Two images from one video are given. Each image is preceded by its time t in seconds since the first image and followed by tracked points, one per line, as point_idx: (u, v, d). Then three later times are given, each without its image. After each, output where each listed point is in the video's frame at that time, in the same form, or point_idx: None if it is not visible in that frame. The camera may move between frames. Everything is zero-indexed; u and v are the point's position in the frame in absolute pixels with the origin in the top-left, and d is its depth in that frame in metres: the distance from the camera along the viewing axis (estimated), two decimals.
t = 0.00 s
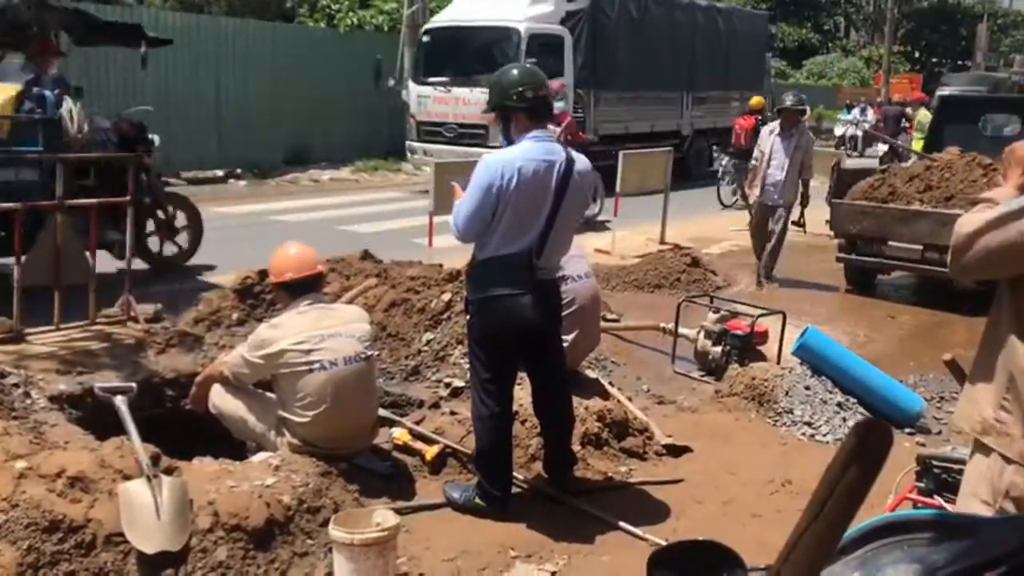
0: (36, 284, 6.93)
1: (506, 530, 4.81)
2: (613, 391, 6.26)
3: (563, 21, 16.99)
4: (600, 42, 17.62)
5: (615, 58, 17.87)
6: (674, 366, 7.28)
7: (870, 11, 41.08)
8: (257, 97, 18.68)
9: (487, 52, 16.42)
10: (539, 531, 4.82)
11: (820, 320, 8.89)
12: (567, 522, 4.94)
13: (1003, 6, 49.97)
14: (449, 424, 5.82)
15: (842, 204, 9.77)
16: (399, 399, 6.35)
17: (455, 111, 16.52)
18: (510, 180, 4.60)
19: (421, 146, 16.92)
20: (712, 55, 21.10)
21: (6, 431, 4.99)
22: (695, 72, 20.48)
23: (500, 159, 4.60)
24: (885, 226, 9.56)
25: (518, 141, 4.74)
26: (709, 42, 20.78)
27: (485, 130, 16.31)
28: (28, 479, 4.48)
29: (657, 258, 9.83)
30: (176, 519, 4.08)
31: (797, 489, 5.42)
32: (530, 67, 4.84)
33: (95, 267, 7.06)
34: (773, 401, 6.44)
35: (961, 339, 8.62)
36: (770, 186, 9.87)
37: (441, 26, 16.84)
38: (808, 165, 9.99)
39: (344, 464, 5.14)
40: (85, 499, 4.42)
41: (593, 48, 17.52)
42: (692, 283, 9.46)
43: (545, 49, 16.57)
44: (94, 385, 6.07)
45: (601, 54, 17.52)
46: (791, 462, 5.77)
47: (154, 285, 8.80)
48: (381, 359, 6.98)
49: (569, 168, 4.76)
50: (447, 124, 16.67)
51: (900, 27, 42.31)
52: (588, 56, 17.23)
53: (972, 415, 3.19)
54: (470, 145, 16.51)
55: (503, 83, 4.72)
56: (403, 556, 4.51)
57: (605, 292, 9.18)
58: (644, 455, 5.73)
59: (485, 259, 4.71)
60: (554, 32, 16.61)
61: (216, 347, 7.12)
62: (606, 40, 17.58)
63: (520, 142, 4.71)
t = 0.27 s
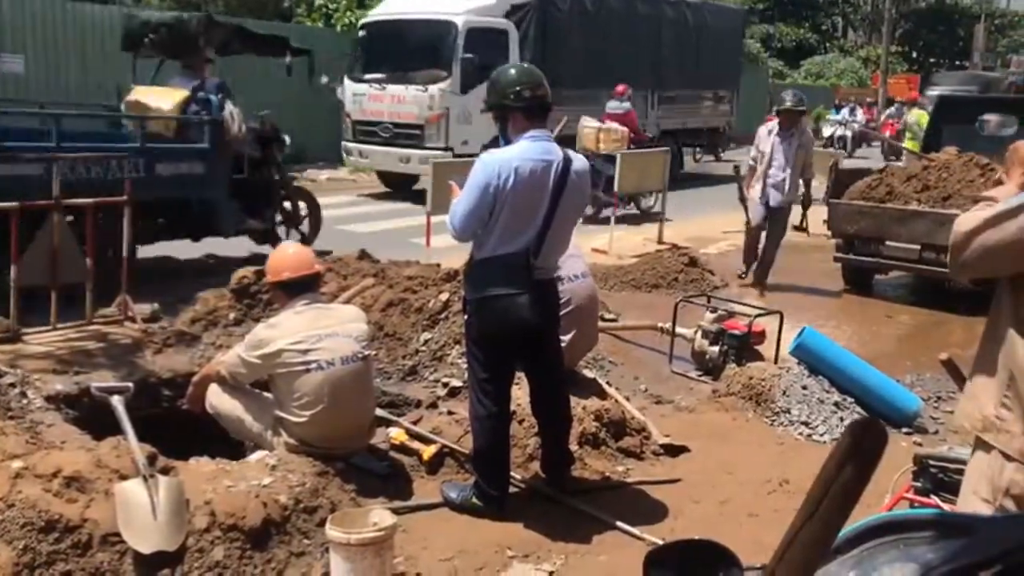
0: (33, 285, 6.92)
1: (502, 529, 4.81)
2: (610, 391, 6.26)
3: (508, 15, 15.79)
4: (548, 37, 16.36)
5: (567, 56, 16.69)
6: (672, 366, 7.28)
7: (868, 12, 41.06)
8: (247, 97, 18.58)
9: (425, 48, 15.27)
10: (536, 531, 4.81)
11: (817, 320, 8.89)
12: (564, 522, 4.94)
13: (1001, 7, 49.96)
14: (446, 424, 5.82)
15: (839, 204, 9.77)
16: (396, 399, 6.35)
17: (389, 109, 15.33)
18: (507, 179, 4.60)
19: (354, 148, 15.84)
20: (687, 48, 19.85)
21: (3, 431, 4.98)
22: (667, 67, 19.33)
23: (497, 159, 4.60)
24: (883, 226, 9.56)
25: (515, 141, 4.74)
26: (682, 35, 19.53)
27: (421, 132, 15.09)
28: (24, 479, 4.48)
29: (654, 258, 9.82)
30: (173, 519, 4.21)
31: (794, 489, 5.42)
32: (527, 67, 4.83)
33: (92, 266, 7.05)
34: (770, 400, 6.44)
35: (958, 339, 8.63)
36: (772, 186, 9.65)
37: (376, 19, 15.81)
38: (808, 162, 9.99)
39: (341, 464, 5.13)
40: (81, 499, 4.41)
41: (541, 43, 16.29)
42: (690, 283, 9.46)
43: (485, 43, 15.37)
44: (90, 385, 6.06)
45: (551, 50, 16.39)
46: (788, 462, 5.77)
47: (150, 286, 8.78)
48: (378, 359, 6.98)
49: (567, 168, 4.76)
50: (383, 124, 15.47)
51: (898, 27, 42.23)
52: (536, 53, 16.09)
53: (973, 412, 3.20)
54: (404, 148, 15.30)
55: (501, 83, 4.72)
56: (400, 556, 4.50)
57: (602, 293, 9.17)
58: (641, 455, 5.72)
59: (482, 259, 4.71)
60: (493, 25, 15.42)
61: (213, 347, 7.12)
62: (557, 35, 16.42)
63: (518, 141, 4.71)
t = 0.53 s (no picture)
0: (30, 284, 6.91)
1: (500, 529, 4.81)
2: (609, 391, 6.25)
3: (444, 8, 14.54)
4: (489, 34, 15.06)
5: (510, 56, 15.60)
6: (670, 365, 7.29)
7: (866, 11, 41.11)
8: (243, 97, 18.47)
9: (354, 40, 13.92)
10: (535, 530, 4.82)
11: (815, 319, 8.89)
12: (563, 522, 4.93)
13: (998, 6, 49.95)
14: (444, 423, 5.81)
15: (837, 204, 9.78)
16: (394, 399, 6.36)
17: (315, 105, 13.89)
18: (505, 179, 4.60)
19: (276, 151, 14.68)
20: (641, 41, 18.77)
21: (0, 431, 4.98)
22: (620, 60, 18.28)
23: (496, 158, 4.60)
24: (880, 225, 9.57)
25: (514, 140, 4.74)
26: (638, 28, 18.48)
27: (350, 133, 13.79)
28: (22, 479, 4.48)
29: (652, 258, 9.83)
30: (171, 519, 4.24)
31: (792, 488, 5.42)
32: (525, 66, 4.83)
33: (90, 266, 7.04)
34: (768, 400, 6.44)
35: (955, 338, 8.64)
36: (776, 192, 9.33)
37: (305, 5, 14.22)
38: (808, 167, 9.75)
39: (339, 464, 5.13)
40: (79, 499, 4.41)
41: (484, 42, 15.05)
42: (688, 283, 9.46)
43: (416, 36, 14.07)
44: (88, 385, 6.06)
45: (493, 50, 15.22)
46: (786, 462, 5.78)
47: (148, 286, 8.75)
48: (377, 358, 6.98)
49: (565, 167, 4.76)
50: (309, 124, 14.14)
51: (895, 27, 42.24)
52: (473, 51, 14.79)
53: (973, 411, 3.21)
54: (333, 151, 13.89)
55: (499, 83, 4.72)
56: (399, 555, 4.51)
57: (600, 292, 9.18)
58: (639, 455, 5.73)
59: (480, 259, 4.71)
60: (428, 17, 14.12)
61: (211, 347, 7.12)
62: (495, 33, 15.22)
63: (516, 141, 4.71)
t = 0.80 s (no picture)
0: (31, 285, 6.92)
1: (501, 529, 4.81)
2: (609, 390, 6.26)
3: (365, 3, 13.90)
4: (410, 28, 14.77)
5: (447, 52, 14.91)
6: (670, 364, 7.29)
7: (865, 10, 41.09)
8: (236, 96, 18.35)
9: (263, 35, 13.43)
10: (536, 530, 4.82)
11: (814, 318, 8.90)
12: (564, 521, 4.94)
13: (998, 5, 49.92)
14: (445, 423, 5.82)
15: (837, 202, 9.78)
16: (394, 398, 6.37)
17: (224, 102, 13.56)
18: (505, 179, 4.60)
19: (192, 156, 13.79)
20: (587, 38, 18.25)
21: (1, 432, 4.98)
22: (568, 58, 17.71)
23: (495, 158, 4.60)
24: (880, 224, 9.58)
25: (514, 140, 4.74)
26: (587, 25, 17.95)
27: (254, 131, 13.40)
28: (22, 480, 4.48)
29: (652, 256, 9.83)
30: (172, 519, 4.25)
31: (792, 488, 5.42)
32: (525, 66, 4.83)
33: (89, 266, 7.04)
34: (768, 399, 6.44)
35: (955, 337, 8.65)
36: (783, 194, 9.22)
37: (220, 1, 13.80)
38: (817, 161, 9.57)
39: (340, 464, 5.13)
40: (80, 499, 4.41)
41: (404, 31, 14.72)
42: (688, 281, 9.47)
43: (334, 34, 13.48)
44: (88, 385, 6.06)
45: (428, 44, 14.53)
46: (787, 461, 5.78)
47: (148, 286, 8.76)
48: (377, 358, 6.98)
49: (564, 167, 4.76)
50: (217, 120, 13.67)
51: (894, 25, 42.23)
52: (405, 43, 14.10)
53: (973, 410, 3.21)
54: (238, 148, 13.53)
55: (498, 83, 4.72)
56: (400, 555, 4.51)
57: (600, 292, 9.18)
58: (639, 454, 5.73)
59: (481, 259, 4.72)
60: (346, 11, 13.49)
61: (211, 346, 7.13)
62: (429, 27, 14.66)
63: (515, 141, 4.71)
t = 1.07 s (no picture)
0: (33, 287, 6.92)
1: (503, 528, 4.82)
2: (610, 389, 6.26)
3: None
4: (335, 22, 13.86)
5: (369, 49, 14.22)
6: (671, 362, 7.29)
7: (865, 6, 41.04)
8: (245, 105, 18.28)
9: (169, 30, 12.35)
10: (538, 529, 4.82)
11: (815, 316, 8.89)
12: (566, 520, 4.94)
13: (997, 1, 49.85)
14: (446, 423, 5.82)
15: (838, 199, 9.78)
16: (396, 398, 6.37)
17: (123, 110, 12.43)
18: (505, 178, 4.60)
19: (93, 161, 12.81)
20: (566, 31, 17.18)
21: (3, 434, 4.99)
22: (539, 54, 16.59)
23: (494, 157, 4.60)
24: (881, 221, 9.57)
25: (513, 139, 4.73)
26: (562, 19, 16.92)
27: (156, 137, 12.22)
28: (25, 482, 4.49)
29: (653, 254, 9.84)
30: (174, 520, 4.24)
31: (794, 485, 5.42)
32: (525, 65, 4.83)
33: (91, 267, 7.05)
34: (769, 396, 6.44)
35: (956, 333, 8.64)
36: (798, 198, 9.02)
37: None
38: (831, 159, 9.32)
39: (342, 464, 5.13)
40: (82, 501, 4.41)
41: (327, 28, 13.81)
42: (689, 279, 9.47)
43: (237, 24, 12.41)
44: (91, 387, 6.07)
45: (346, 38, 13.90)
46: (788, 458, 5.78)
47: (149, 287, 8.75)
48: (378, 358, 6.98)
49: (565, 166, 4.76)
50: (120, 131, 12.56)
51: (894, 22, 42.20)
52: (326, 38, 13.78)
53: (974, 406, 3.21)
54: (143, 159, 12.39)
55: (498, 82, 4.72)
56: (402, 555, 4.51)
57: (601, 290, 9.18)
58: (641, 452, 5.73)
59: (481, 258, 4.72)
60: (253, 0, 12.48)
61: (213, 347, 7.14)
62: (355, 22, 14.00)
63: (515, 140, 4.71)
